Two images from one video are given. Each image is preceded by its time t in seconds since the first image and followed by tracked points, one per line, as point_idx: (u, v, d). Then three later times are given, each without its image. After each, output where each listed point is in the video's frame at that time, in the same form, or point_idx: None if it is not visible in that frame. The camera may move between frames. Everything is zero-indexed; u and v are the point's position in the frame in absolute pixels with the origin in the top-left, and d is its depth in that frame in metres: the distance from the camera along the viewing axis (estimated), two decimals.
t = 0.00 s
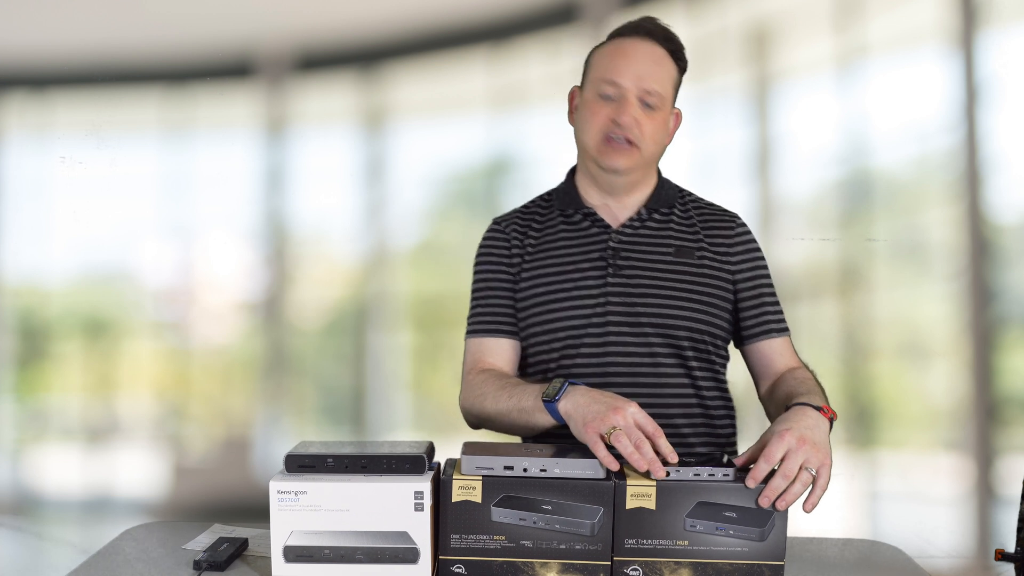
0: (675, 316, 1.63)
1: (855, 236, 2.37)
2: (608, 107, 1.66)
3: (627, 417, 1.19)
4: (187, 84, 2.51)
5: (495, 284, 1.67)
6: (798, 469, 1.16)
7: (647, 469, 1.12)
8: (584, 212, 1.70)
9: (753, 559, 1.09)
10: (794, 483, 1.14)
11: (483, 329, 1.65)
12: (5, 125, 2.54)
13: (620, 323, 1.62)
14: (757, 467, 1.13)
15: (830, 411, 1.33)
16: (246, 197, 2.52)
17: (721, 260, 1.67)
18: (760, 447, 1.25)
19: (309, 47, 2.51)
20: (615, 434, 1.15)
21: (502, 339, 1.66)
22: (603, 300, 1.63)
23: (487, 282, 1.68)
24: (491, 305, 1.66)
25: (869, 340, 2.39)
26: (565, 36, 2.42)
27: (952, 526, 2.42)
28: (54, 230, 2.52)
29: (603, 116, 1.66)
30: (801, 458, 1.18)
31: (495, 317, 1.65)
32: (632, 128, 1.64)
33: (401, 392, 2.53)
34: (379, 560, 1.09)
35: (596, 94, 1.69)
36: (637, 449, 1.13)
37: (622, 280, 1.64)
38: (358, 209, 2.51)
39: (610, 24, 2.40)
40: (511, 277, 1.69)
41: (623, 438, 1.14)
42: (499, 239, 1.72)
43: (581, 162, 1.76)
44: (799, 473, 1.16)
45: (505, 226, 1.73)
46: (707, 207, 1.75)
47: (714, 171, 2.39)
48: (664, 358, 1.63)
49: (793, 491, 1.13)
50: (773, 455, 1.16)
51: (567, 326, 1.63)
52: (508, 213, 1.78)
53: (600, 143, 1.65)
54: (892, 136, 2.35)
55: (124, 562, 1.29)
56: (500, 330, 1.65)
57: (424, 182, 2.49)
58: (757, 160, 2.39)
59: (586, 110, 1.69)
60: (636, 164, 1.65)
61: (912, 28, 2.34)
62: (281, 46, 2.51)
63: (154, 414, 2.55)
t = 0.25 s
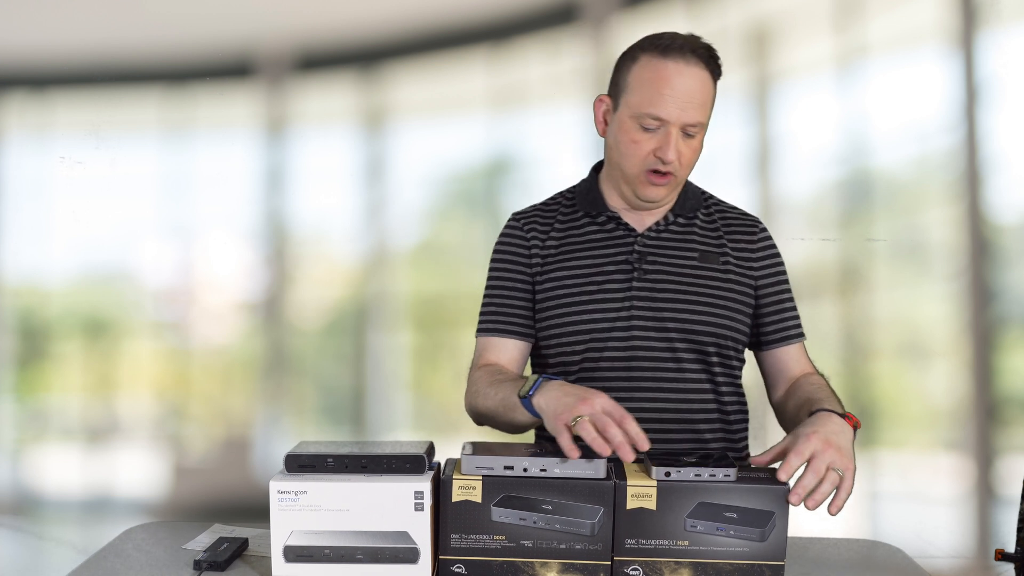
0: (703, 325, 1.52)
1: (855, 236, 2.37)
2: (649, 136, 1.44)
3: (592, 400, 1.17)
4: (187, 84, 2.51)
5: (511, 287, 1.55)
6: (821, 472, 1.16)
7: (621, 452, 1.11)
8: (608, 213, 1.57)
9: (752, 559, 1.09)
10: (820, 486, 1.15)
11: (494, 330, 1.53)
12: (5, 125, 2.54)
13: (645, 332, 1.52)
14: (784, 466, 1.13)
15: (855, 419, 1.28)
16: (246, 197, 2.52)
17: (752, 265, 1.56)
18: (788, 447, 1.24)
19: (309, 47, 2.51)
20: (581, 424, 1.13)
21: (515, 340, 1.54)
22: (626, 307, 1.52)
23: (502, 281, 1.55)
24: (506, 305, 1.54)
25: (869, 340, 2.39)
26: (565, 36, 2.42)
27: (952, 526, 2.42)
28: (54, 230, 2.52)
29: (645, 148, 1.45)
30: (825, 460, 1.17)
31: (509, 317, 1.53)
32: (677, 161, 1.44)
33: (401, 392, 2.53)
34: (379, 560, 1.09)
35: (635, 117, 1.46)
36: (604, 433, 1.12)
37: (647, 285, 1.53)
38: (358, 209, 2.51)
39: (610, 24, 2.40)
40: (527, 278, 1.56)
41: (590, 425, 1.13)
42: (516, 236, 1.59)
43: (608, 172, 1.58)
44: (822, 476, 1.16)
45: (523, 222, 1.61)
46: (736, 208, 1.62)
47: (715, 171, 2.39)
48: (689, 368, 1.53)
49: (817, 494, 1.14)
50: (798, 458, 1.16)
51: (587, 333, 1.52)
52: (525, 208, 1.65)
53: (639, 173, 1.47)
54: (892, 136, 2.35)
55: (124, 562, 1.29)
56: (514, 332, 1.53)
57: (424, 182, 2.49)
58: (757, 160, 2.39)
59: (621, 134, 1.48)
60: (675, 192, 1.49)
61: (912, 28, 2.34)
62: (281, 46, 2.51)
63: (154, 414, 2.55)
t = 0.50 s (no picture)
0: (713, 327, 1.52)
1: (855, 236, 2.37)
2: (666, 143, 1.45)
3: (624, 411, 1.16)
4: (187, 84, 2.51)
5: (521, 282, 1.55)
6: (821, 488, 1.18)
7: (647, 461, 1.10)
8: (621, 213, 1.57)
9: (752, 559, 1.09)
10: (818, 501, 1.17)
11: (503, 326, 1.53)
12: (5, 125, 2.54)
13: (654, 334, 1.52)
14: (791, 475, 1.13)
15: (854, 442, 1.31)
16: (246, 197, 2.52)
17: (762, 269, 1.56)
18: (788, 460, 1.26)
19: (309, 47, 2.51)
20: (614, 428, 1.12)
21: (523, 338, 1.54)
22: (637, 309, 1.52)
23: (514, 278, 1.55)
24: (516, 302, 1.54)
25: (869, 340, 2.39)
26: (565, 36, 2.42)
27: (952, 526, 2.41)
28: (54, 230, 2.52)
29: (661, 154, 1.46)
30: (825, 477, 1.20)
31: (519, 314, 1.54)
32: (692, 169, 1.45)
33: (401, 392, 2.53)
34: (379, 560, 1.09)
35: (652, 123, 1.46)
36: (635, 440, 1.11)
37: (658, 287, 1.53)
38: (358, 209, 2.51)
39: (610, 23, 2.40)
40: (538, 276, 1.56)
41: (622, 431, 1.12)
42: (528, 233, 1.58)
43: (622, 173, 1.58)
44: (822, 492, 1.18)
45: (535, 218, 1.60)
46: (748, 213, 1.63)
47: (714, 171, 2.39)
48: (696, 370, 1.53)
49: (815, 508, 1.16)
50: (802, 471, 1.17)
51: (597, 334, 1.52)
52: (538, 204, 1.64)
53: (653, 179, 1.47)
54: (892, 136, 2.35)
55: (124, 562, 1.29)
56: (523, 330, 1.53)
57: (424, 182, 2.49)
58: (757, 160, 2.39)
59: (637, 138, 1.48)
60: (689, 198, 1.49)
61: (912, 28, 2.34)
62: (281, 46, 2.51)
63: (154, 414, 2.55)
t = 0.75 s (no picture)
0: (717, 326, 1.52)
1: (855, 236, 2.37)
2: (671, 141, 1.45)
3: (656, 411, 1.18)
4: (187, 84, 2.51)
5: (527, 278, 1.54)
6: (822, 491, 1.18)
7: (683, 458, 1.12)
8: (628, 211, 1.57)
9: (753, 559, 1.09)
10: (818, 504, 1.17)
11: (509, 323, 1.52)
12: (5, 125, 2.54)
13: (660, 332, 1.51)
14: (792, 478, 1.13)
15: (857, 445, 1.31)
16: (246, 197, 2.52)
17: (768, 269, 1.56)
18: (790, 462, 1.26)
19: (309, 47, 2.51)
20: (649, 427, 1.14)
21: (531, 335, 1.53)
22: (642, 307, 1.52)
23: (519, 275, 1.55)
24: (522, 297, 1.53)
25: (869, 340, 2.39)
26: (565, 36, 2.42)
27: (952, 526, 2.41)
28: (54, 230, 2.52)
29: (665, 151, 1.45)
30: (827, 479, 1.19)
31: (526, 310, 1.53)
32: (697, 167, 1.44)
33: (401, 392, 2.53)
34: (379, 560, 1.09)
35: (657, 121, 1.46)
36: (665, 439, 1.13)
37: (663, 286, 1.53)
38: (358, 209, 2.51)
39: (610, 23, 2.40)
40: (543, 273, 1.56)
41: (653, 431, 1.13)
42: (535, 230, 1.58)
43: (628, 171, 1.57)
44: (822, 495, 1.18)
45: (541, 216, 1.60)
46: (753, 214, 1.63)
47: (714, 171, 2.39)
48: (701, 369, 1.52)
49: (816, 511, 1.16)
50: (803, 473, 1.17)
51: (603, 332, 1.52)
52: (544, 202, 1.64)
53: (659, 177, 1.46)
54: (892, 136, 2.35)
55: (124, 562, 1.29)
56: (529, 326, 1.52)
57: (424, 182, 2.49)
58: (757, 160, 2.39)
59: (643, 136, 1.48)
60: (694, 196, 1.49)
61: (912, 28, 2.34)
62: (281, 46, 2.51)
63: (154, 414, 2.55)
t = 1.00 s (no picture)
0: (719, 326, 1.51)
1: (855, 235, 2.38)
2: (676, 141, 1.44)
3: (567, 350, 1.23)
4: (187, 84, 2.51)
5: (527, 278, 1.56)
6: (822, 491, 1.18)
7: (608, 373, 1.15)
8: (631, 211, 1.56)
9: (753, 559, 1.09)
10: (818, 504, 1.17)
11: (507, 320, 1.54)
12: (5, 125, 2.54)
13: (661, 332, 1.51)
14: (794, 478, 1.14)
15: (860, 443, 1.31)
16: (246, 197, 2.52)
17: (771, 271, 1.56)
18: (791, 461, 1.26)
19: (309, 47, 2.51)
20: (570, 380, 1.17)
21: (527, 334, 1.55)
22: (644, 307, 1.52)
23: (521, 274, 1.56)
24: (522, 297, 1.55)
25: (869, 340, 2.39)
26: (565, 36, 2.42)
27: (952, 526, 2.42)
28: (54, 230, 2.52)
29: (670, 153, 1.45)
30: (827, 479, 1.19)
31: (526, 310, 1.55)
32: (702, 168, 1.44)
33: (401, 392, 2.53)
34: (379, 560, 1.09)
35: (663, 122, 1.45)
36: (566, 371, 1.17)
37: (666, 286, 1.52)
38: (358, 209, 2.51)
39: (610, 23, 2.40)
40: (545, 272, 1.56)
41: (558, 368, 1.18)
42: (537, 229, 1.59)
43: (632, 171, 1.57)
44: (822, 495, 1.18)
45: (544, 215, 1.61)
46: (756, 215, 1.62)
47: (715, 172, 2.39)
48: (702, 369, 1.52)
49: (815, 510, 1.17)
50: (804, 473, 1.17)
51: (604, 332, 1.52)
52: (548, 200, 1.64)
53: (663, 177, 1.46)
54: (892, 136, 2.35)
55: (124, 562, 1.29)
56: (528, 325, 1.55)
57: (424, 182, 2.49)
58: (757, 160, 2.39)
59: (648, 137, 1.48)
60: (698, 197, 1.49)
61: (912, 28, 2.34)
62: (281, 46, 2.51)
63: (154, 414, 2.55)
